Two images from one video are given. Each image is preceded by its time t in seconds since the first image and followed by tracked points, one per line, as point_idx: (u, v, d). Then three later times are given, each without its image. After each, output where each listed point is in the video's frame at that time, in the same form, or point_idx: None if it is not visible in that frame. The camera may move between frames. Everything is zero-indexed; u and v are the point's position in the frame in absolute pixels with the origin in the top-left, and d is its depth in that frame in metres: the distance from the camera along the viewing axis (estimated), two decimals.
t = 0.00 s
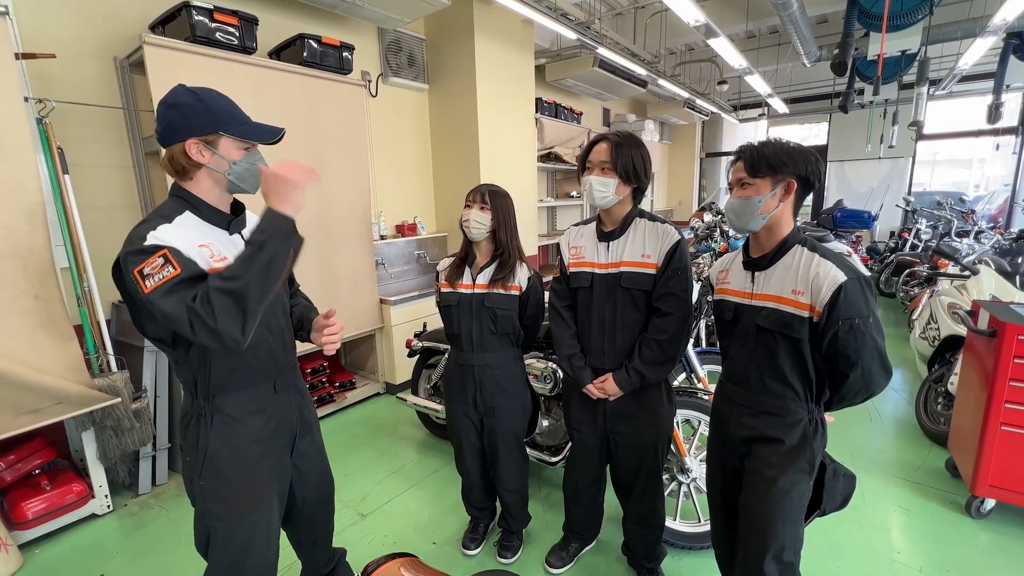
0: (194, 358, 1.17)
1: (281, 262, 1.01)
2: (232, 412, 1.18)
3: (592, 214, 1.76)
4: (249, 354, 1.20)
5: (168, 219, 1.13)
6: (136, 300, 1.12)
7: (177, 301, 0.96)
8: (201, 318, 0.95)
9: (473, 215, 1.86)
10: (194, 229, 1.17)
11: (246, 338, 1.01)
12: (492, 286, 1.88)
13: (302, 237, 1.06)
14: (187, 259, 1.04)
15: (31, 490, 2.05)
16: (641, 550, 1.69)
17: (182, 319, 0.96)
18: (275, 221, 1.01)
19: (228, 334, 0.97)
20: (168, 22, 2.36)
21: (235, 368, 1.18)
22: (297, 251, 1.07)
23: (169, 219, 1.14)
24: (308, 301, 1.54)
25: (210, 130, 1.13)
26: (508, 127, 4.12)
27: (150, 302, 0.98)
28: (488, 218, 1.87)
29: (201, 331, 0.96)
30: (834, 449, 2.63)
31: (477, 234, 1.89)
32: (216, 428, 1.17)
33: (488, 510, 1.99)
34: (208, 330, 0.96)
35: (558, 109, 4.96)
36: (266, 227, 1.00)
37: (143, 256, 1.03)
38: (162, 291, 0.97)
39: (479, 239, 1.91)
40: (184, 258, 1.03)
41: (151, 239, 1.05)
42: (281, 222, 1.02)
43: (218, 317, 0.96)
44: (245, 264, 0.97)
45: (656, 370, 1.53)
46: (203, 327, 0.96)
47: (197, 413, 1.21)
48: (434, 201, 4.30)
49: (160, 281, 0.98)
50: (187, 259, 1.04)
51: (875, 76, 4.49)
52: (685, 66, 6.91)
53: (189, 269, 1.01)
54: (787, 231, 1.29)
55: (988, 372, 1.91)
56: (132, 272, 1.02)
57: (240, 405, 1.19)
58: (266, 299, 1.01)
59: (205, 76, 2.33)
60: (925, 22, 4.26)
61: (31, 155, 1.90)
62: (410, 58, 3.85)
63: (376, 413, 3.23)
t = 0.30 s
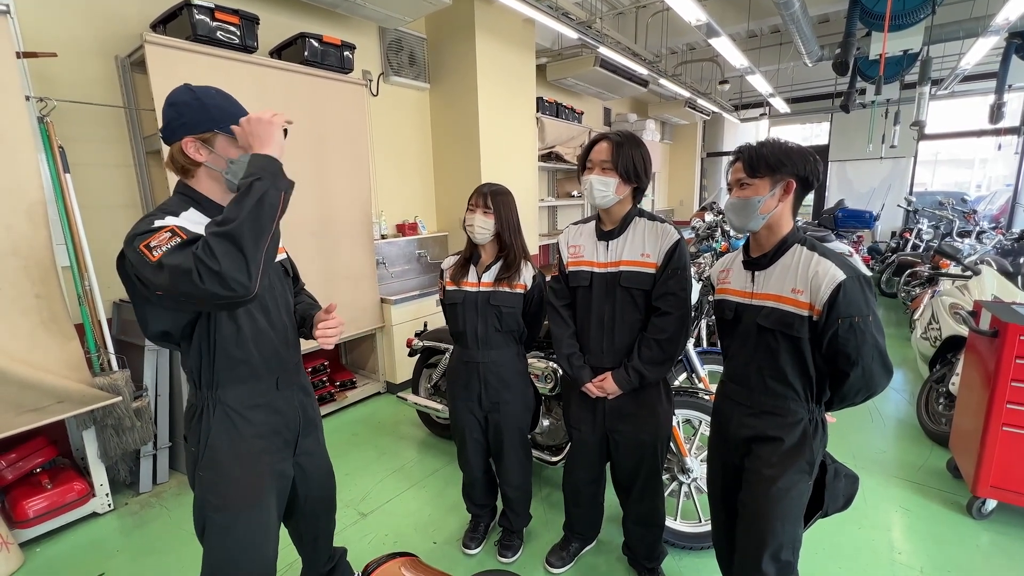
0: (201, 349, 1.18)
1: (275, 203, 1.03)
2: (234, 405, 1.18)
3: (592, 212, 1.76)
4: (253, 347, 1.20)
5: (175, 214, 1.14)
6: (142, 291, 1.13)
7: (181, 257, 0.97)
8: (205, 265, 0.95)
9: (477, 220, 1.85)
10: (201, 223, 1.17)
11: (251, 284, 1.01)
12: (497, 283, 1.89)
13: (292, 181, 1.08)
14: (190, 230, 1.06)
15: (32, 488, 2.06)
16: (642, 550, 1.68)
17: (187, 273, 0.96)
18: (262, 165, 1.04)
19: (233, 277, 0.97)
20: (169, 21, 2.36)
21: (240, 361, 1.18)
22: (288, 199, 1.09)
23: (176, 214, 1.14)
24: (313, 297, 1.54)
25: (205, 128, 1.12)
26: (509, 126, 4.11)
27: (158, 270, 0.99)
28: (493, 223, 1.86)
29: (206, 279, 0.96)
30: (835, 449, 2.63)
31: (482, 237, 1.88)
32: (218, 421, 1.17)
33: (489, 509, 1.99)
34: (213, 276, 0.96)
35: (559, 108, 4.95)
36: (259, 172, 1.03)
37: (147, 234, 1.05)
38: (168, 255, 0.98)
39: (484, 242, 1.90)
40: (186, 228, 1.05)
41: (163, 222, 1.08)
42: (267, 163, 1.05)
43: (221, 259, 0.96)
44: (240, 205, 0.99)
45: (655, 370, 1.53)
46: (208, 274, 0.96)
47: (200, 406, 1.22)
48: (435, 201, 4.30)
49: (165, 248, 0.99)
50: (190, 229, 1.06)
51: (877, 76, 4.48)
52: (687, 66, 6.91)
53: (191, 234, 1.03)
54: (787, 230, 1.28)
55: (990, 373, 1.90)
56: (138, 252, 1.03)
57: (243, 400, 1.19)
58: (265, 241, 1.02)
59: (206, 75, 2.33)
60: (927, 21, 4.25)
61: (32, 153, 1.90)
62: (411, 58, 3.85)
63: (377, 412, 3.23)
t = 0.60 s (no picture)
0: (203, 346, 1.19)
1: (283, 206, 1.03)
2: (235, 403, 1.18)
3: (593, 212, 1.76)
4: (255, 345, 1.20)
5: (177, 212, 1.14)
6: (145, 288, 1.13)
7: (182, 254, 0.97)
8: (206, 264, 0.95)
9: (484, 209, 1.85)
10: (203, 221, 1.17)
11: (251, 285, 1.00)
12: (501, 284, 1.89)
13: (304, 185, 1.08)
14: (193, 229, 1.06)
15: (33, 487, 2.06)
16: (643, 549, 1.68)
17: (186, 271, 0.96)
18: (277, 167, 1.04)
19: (233, 277, 0.97)
20: (170, 20, 2.36)
21: (241, 359, 1.18)
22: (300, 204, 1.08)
23: (179, 212, 1.14)
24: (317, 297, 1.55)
25: (208, 126, 1.12)
26: (510, 125, 4.11)
27: (159, 267, 0.99)
28: (500, 212, 1.87)
29: (206, 278, 0.96)
30: (836, 449, 2.62)
31: (489, 228, 1.87)
32: (218, 418, 1.17)
33: (489, 507, 1.99)
34: (213, 275, 0.96)
35: (560, 107, 4.95)
36: (272, 175, 1.03)
37: (151, 231, 1.05)
38: (170, 252, 0.98)
39: (489, 232, 1.89)
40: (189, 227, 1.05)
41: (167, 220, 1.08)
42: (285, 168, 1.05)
43: (222, 259, 0.96)
44: (247, 206, 0.99)
45: (655, 369, 1.53)
46: (209, 273, 0.96)
47: (201, 403, 1.22)
48: (436, 200, 4.30)
49: (167, 245, 0.99)
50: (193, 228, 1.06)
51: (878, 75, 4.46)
52: (688, 65, 6.90)
53: (193, 233, 1.03)
54: (786, 228, 1.28)
55: (992, 373, 1.90)
56: (140, 249, 1.03)
57: (244, 397, 1.19)
58: (269, 243, 1.01)
59: (207, 74, 2.33)
60: (928, 21, 4.24)
61: (33, 152, 1.91)
62: (412, 57, 3.85)
63: (378, 412, 3.23)
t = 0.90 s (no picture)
0: (202, 345, 1.19)
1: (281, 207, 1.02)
2: (235, 402, 1.18)
3: (593, 212, 1.76)
4: (255, 342, 1.20)
5: (178, 211, 1.14)
6: (145, 287, 1.13)
7: (179, 254, 0.97)
8: (202, 264, 0.96)
9: (484, 216, 1.85)
10: (203, 221, 1.17)
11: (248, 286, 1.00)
12: (504, 282, 1.88)
13: (303, 185, 1.07)
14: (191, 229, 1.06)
15: (35, 486, 2.06)
16: (643, 549, 1.68)
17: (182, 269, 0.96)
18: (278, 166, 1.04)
19: (229, 277, 0.97)
20: (171, 19, 2.36)
21: (241, 357, 1.19)
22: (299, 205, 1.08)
23: (179, 212, 1.14)
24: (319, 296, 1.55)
25: (208, 126, 1.12)
26: (511, 125, 4.11)
27: (157, 267, 0.99)
28: (500, 220, 1.87)
29: (202, 276, 0.96)
30: (837, 450, 2.62)
31: (490, 235, 1.88)
32: (219, 417, 1.17)
33: (490, 506, 1.99)
34: (209, 274, 0.96)
35: (561, 107, 4.94)
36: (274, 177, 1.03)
37: (150, 230, 1.05)
38: (168, 252, 0.99)
39: (491, 238, 1.90)
40: (187, 228, 1.05)
41: (165, 220, 1.08)
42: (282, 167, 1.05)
43: (218, 258, 0.96)
44: (246, 206, 0.99)
45: (655, 369, 1.53)
46: (204, 272, 0.96)
47: (201, 403, 1.22)
48: (436, 199, 4.30)
49: (165, 246, 1.00)
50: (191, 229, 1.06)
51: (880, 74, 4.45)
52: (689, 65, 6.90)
53: (191, 234, 1.03)
54: (792, 231, 1.27)
55: (993, 373, 1.89)
56: (140, 248, 1.03)
57: (244, 396, 1.19)
58: (266, 245, 1.01)
59: (208, 74, 2.33)
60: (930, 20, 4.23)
61: (35, 151, 1.91)
62: (412, 56, 3.85)
63: (378, 411, 3.23)
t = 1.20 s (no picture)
0: (199, 345, 1.19)
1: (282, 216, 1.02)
2: (232, 402, 1.18)
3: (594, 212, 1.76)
4: (253, 343, 1.20)
5: (174, 211, 1.15)
6: (141, 287, 1.13)
7: (174, 255, 0.97)
8: (198, 266, 0.96)
9: (487, 211, 1.85)
10: (199, 222, 1.17)
11: (243, 290, 1.00)
12: (503, 283, 1.88)
13: (309, 194, 1.07)
14: (187, 231, 1.06)
15: (36, 485, 2.07)
16: (643, 549, 1.68)
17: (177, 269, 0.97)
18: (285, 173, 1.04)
19: (223, 279, 0.97)
20: (172, 19, 2.36)
21: (238, 357, 1.19)
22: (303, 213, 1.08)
23: (176, 212, 1.14)
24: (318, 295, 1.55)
25: (203, 126, 1.12)
26: (511, 124, 4.11)
27: (151, 268, 0.99)
28: (501, 214, 1.86)
29: (196, 277, 0.96)
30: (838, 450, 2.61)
31: (491, 230, 1.87)
32: (217, 417, 1.17)
33: (490, 506, 1.99)
34: (203, 276, 0.96)
35: (562, 107, 4.94)
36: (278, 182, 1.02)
37: (146, 231, 1.05)
38: (162, 253, 0.99)
39: (491, 235, 1.90)
40: (184, 230, 1.05)
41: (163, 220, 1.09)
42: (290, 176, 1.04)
43: (214, 261, 0.96)
44: (247, 211, 0.99)
45: (655, 369, 1.53)
46: (199, 273, 0.96)
47: (199, 403, 1.22)
48: (437, 199, 4.30)
49: (160, 246, 1.00)
50: (187, 231, 1.06)
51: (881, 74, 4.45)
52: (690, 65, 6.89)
53: (187, 237, 1.04)
54: (788, 230, 1.27)
55: (994, 374, 1.89)
56: (135, 248, 1.03)
57: (242, 397, 1.19)
58: (264, 252, 1.01)
59: (208, 74, 2.33)
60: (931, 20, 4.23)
61: (35, 152, 1.91)
62: (413, 56, 3.85)
63: (379, 411, 3.23)
